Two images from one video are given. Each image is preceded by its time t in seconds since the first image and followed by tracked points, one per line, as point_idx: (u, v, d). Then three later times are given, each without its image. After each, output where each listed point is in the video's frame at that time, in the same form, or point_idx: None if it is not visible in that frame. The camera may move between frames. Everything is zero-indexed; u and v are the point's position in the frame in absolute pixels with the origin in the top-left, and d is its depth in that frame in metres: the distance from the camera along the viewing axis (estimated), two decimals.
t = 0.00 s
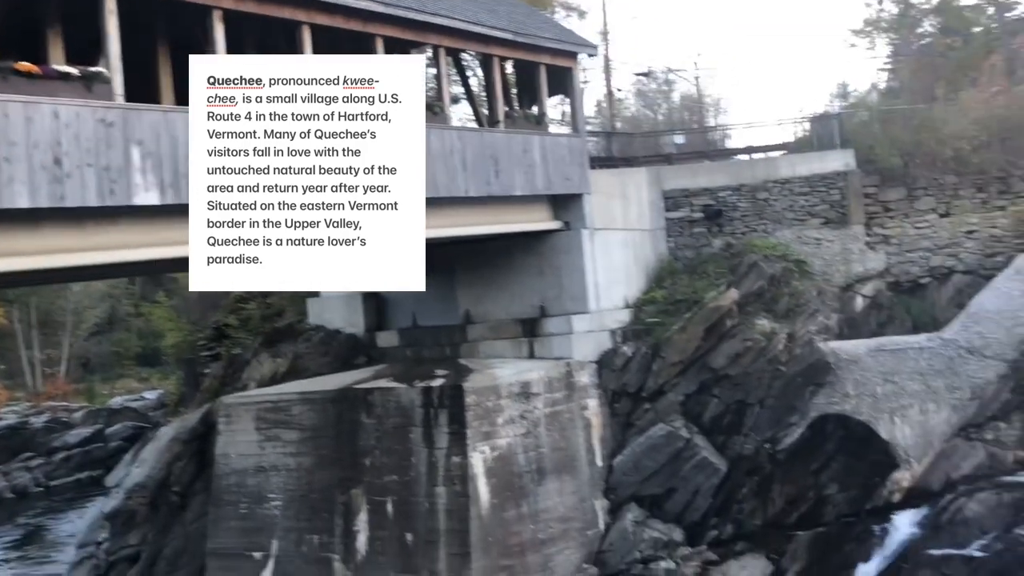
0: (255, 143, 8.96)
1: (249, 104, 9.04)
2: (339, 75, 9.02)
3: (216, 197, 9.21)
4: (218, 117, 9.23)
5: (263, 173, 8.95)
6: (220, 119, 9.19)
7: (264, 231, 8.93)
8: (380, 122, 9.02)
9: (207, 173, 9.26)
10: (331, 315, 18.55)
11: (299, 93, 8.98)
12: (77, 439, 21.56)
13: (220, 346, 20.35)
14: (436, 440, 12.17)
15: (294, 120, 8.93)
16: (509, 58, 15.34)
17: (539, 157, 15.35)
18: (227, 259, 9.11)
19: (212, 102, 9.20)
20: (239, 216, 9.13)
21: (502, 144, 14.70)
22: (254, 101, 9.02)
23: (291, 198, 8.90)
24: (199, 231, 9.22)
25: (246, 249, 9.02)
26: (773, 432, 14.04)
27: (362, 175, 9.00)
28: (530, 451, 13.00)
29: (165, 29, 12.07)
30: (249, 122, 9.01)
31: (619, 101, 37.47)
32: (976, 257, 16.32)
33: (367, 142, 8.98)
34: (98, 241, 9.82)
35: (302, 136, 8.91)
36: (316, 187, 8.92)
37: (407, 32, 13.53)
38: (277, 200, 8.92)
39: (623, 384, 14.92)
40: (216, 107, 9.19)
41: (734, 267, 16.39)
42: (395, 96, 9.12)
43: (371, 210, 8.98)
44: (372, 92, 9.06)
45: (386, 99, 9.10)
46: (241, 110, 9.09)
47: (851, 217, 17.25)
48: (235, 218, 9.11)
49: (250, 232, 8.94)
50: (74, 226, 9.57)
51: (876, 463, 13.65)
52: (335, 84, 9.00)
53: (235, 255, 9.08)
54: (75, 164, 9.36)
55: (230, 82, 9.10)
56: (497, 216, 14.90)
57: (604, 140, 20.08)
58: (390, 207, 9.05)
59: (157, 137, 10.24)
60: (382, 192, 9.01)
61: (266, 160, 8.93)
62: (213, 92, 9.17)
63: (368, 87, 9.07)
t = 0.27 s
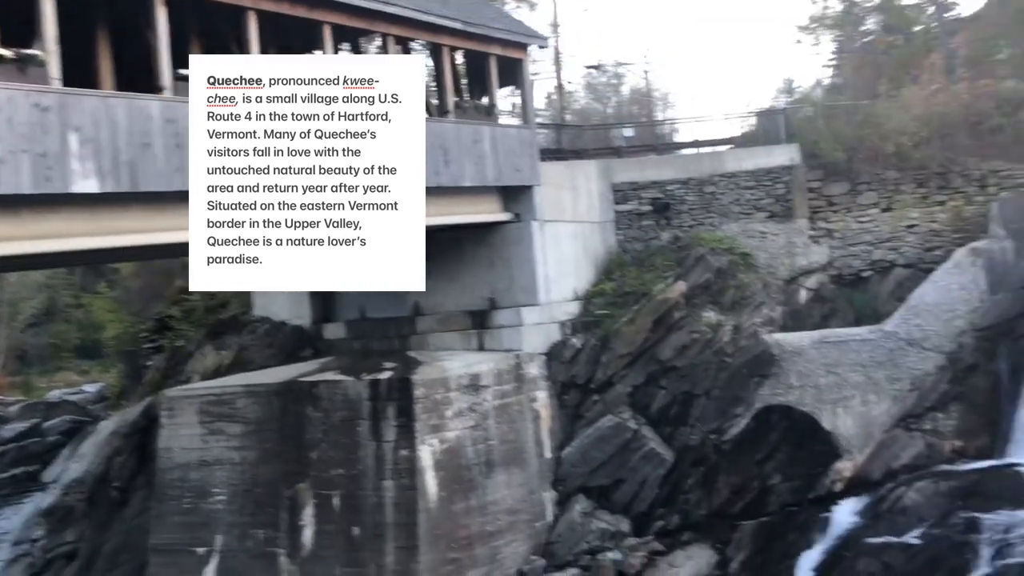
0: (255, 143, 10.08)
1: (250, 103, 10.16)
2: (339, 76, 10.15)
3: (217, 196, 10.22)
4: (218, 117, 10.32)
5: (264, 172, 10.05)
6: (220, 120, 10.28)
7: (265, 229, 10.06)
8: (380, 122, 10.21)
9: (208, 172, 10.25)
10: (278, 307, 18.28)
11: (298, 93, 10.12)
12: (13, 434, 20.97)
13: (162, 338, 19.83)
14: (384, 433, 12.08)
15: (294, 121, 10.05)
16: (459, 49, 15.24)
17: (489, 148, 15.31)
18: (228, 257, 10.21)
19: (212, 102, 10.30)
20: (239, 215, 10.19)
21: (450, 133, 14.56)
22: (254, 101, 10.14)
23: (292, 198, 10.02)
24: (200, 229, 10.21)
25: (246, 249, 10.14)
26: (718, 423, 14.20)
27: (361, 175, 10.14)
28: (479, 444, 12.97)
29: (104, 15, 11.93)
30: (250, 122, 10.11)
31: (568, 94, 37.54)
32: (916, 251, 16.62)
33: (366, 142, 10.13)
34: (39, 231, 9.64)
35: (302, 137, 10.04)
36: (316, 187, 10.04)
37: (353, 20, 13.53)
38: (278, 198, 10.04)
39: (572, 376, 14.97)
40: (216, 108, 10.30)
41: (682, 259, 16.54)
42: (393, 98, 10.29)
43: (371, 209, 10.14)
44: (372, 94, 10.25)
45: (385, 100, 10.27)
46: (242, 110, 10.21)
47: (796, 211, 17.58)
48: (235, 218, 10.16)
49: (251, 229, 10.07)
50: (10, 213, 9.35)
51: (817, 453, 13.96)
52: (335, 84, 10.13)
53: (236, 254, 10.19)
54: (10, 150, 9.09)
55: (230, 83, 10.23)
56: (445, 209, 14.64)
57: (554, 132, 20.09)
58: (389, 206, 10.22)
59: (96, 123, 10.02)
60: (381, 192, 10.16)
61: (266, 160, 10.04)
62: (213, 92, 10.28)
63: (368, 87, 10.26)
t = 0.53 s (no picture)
0: (256, 143, 10.87)
1: (250, 103, 10.90)
2: (339, 77, 10.96)
3: (217, 196, 10.95)
4: (218, 116, 11.01)
5: (264, 172, 10.87)
6: (220, 120, 10.99)
7: (265, 228, 10.91)
8: (381, 121, 11.02)
9: (208, 172, 10.96)
10: (223, 298, 17.93)
11: (298, 93, 10.91)
12: None
13: (104, 329, 19.43)
14: (331, 425, 11.98)
15: (294, 121, 10.87)
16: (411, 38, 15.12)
17: (440, 140, 15.09)
18: (227, 257, 10.98)
19: (212, 102, 10.97)
20: (239, 214, 10.97)
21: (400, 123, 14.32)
22: (254, 101, 10.88)
23: (292, 198, 10.87)
24: (200, 228, 10.93)
25: (246, 249, 10.95)
26: (665, 416, 14.39)
27: (360, 175, 11.01)
28: (428, 438, 12.95)
29: None
30: (250, 122, 10.88)
31: (520, 88, 37.51)
32: (859, 249, 16.97)
33: (365, 142, 10.98)
34: None
35: (302, 137, 10.86)
36: (316, 187, 10.89)
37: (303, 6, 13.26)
38: (278, 197, 10.88)
39: (522, 369, 14.99)
40: (216, 108, 10.98)
41: (631, 254, 16.66)
42: (392, 98, 11.09)
43: (370, 208, 11.01)
44: (371, 94, 11.05)
45: (384, 100, 11.07)
46: (241, 110, 10.95)
47: (742, 207, 17.88)
48: (235, 218, 10.95)
49: (251, 229, 10.91)
50: None
51: (761, 446, 14.12)
52: (335, 85, 10.95)
53: (236, 253, 10.98)
54: None
55: (230, 83, 10.95)
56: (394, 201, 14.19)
57: (506, 126, 20.08)
58: (389, 205, 11.07)
59: (35, 108, 9.76)
60: (380, 192, 11.02)
61: (267, 160, 10.86)
62: (213, 92, 10.97)
63: (368, 87, 11.06)
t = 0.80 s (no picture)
0: (256, 143, 11.90)
1: (250, 103, 11.89)
2: (339, 78, 12.03)
3: (217, 196, 11.93)
4: (218, 116, 11.96)
5: (264, 173, 11.94)
6: (220, 120, 11.94)
7: (265, 228, 12.02)
8: (381, 122, 12.17)
9: (209, 172, 11.93)
10: (177, 289, 17.76)
11: (298, 93, 11.93)
12: None
13: (52, 319, 19.02)
14: (285, 419, 11.86)
15: (295, 121, 11.92)
16: (370, 29, 15.02)
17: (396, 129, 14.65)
18: (228, 257, 12.13)
19: (213, 102, 11.93)
20: (238, 215, 12.03)
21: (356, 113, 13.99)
22: (254, 101, 11.88)
23: (292, 198, 11.96)
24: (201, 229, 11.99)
25: (246, 249, 12.11)
26: (620, 410, 14.39)
27: (360, 175, 12.15)
28: (383, 431, 12.89)
29: None
30: (249, 122, 11.89)
31: (480, 83, 37.46)
32: (811, 247, 17.25)
33: (365, 142, 12.11)
34: None
35: (302, 137, 11.93)
36: (316, 187, 11.99)
37: None
38: (278, 198, 11.97)
39: (479, 363, 14.98)
40: (216, 108, 11.93)
41: (589, 249, 16.75)
42: (391, 98, 12.23)
43: (370, 206, 12.18)
44: (371, 94, 12.17)
45: (383, 101, 12.20)
46: (242, 110, 11.91)
47: (698, 204, 18.01)
48: (235, 218, 12.00)
49: (251, 230, 12.02)
50: None
51: (714, 440, 14.28)
52: (335, 86, 12.02)
53: (236, 253, 12.12)
54: None
55: (230, 83, 11.90)
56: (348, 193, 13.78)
57: (465, 119, 20.07)
58: (388, 204, 12.28)
59: None
60: (380, 191, 12.21)
61: (267, 161, 11.92)
62: (214, 92, 11.90)
63: (368, 87, 12.17)
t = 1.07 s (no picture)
0: (256, 143, 12.50)
1: (250, 103, 12.45)
2: (339, 79, 12.61)
3: (217, 195, 12.56)
4: (219, 116, 12.58)
5: (264, 172, 12.54)
6: (221, 120, 12.55)
7: (266, 228, 12.56)
8: (380, 122, 12.74)
9: (210, 172, 12.55)
10: (132, 281, 17.50)
11: (298, 93, 12.52)
12: None
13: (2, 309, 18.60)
14: (242, 413, 11.72)
15: (294, 121, 12.51)
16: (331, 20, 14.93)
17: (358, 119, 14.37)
18: (228, 257, 12.66)
19: (213, 101, 12.57)
20: (239, 215, 12.58)
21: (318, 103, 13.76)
22: (254, 100, 12.46)
23: (292, 198, 12.54)
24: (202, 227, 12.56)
25: (246, 250, 12.62)
26: (580, 405, 14.46)
27: (360, 175, 12.73)
28: (342, 426, 12.82)
29: None
30: (250, 122, 12.48)
31: (443, 77, 37.29)
32: (769, 245, 17.51)
33: (365, 141, 12.70)
34: None
35: (302, 137, 12.54)
36: (316, 187, 12.57)
37: None
38: (278, 198, 12.55)
39: (440, 358, 14.91)
40: (217, 108, 12.56)
41: (552, 245, 16.79)
42: (390, 98, 12.77)
43: (370, 207, 12.74)
44: (372, 93, 12.73)
45: (383, 101, 12.74)
46: (242, 110, 12.48)
47: (660, 202, 18.09)
48: (235, 218, 12.55)
49: (251, 230, 12.55)
50: None
51: (672, 436, 14.43)
52: (336, 86, 12.60)
53: (236, 253, 12.64)
54: None
55: (231, 83, 12.49)
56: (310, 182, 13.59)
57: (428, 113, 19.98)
58: (389, 204, 12.83)
59: None
60: (381, 192, 12.78)
61: (267, 160, 12.52)
62: (215, 92, 12.58)
63: (368, 87, 12.73)
